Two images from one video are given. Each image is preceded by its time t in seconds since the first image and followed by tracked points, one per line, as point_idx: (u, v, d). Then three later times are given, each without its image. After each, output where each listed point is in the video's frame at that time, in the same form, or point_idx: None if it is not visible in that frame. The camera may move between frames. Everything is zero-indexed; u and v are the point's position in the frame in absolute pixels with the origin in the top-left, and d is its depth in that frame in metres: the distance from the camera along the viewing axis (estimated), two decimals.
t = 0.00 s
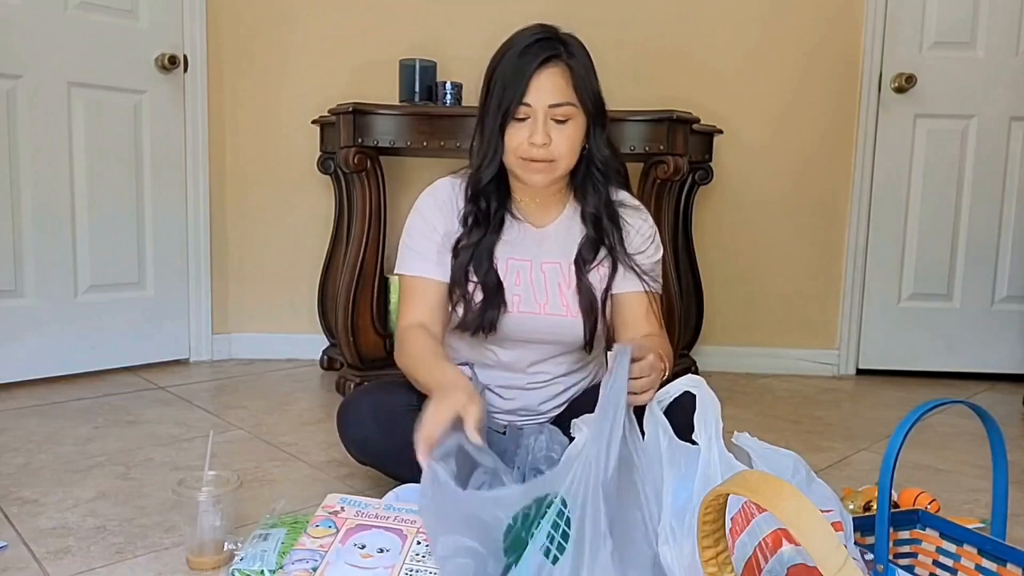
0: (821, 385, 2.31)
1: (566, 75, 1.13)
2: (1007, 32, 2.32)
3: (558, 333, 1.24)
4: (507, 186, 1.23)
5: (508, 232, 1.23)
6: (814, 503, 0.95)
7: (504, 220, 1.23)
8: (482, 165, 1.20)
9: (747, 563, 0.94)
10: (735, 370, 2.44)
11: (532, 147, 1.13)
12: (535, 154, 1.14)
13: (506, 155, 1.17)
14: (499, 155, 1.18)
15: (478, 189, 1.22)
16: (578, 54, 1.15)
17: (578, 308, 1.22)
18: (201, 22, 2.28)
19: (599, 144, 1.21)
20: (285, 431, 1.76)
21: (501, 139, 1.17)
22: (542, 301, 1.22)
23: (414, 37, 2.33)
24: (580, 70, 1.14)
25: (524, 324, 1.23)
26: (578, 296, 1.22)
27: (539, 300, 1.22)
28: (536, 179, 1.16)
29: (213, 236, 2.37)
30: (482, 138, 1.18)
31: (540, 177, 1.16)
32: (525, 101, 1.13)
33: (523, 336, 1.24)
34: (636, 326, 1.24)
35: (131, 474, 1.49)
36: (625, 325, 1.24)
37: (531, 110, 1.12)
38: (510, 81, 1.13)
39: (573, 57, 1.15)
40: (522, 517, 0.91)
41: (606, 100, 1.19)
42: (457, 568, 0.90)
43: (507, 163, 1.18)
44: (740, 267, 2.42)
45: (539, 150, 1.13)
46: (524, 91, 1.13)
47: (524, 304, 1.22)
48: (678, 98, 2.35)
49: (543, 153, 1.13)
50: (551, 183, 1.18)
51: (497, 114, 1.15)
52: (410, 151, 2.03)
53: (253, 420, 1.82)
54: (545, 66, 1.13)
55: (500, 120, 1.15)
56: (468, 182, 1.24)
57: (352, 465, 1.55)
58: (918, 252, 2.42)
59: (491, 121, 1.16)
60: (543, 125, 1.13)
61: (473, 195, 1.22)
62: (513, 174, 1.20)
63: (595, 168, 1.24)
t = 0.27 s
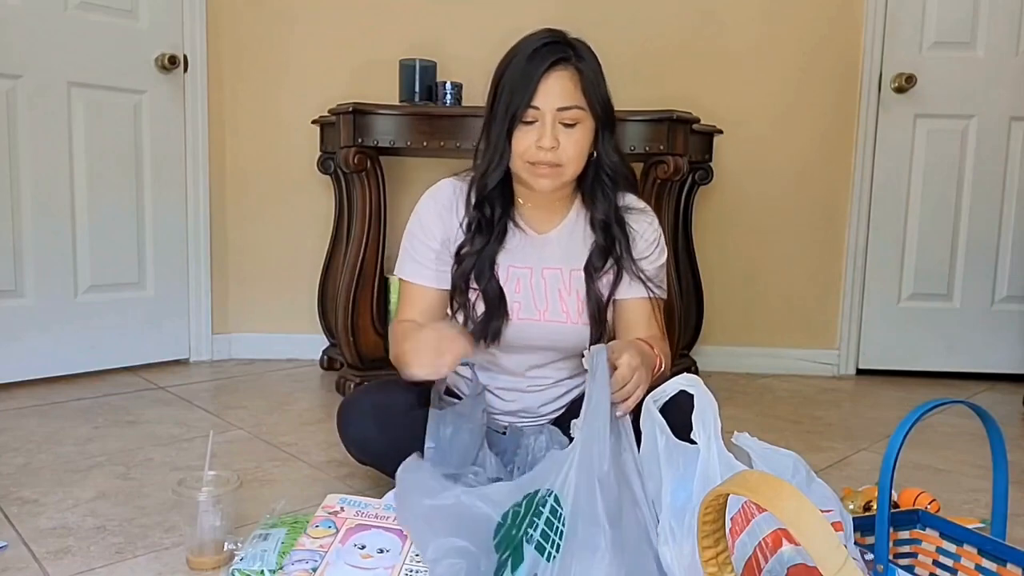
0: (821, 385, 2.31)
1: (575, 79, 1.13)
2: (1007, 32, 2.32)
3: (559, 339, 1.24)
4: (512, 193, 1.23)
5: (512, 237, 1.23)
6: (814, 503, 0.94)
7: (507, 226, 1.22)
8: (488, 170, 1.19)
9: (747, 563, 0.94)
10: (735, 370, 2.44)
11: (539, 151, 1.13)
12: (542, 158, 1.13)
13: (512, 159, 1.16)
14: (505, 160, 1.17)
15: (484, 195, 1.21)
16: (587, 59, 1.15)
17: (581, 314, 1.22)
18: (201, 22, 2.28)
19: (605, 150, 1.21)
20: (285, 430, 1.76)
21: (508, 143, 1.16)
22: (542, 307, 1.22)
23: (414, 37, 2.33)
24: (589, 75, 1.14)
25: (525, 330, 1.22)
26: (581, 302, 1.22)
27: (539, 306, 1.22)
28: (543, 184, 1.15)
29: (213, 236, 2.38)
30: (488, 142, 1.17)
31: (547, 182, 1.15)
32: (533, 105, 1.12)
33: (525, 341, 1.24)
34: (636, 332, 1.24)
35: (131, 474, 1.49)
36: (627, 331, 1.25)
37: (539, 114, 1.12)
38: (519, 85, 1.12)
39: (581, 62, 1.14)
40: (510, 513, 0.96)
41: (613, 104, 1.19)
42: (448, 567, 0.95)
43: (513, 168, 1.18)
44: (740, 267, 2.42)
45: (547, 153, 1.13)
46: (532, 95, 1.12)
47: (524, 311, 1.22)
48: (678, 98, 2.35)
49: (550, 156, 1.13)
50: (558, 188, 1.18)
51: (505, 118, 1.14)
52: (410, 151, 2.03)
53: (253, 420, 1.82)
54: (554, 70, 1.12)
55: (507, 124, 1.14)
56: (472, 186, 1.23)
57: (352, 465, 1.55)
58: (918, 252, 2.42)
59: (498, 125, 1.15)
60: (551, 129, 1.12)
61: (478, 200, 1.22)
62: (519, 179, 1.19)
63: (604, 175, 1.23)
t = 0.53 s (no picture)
0: (821, 385, 2.31)
1: (582, 83, 1.11)
2: (1007, 32, 2.32)
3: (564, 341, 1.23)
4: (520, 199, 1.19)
5: (523, 243, 1.20)
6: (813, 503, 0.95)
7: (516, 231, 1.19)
8: (493, 174, 1.17)
9: (747, 563, 0.94)
10: (736, 370, 2.44)
11: (544, 155, 1.11)
12: (547, 162, 1.11)
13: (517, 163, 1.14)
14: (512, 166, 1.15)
15: (490, 199, 1.18)
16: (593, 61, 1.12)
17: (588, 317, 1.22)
18: (201, 22, 2.28)
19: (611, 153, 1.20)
20: (285, 430, 1.76)
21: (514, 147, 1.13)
22: (550, 312, 1.21)
23: (414, 37, 2.33)
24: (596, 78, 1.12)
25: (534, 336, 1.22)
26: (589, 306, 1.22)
27: (547, 311, 1.21)
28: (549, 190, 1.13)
29: (213, 236, 2.38)
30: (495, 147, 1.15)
31: (553, 188, 1.13)
32: (540, 109, 1.10)
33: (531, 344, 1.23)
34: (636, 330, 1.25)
35: (131, 474, 1.49)
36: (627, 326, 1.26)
37: (545, 117, 1.10)
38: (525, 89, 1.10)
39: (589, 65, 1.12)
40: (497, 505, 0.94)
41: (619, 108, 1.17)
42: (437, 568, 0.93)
43: (519, 173, 1.15)
44: (739, 267, 2.42)
45: (553, 158, 1.11)
46: (539, 98, 1.10)
47: (532, 318, 1.20)
48: (678, 98, 2.35)
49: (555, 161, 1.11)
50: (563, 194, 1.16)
51: (512, 123, 1.12)
52: (410, 151, 2.04)
53: (253, 420, 1.82)
54: (561, 73, 1.10)
55: (514, 128, 1.12)
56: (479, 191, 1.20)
57: (352, 465, 1.55)
58: (918, 253, 2.42)
59: (504, 129, 1.13)
60: (556, 133, 1.10)
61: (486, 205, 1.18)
62: (525, 185, 1.17)
63: (609, 178, 1.23)
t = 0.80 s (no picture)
0: (822, 385, 2.31)
1: (512, 87, 1.15)
2: (1007, 32, 2.32)
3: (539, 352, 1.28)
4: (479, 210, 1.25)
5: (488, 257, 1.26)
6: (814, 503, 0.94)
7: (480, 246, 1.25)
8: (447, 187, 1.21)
9: (747, 563, 0.94)
10: (736, 370, 2.43)
11: (490, 162, 1.15)
12: (494, 169, 1.16)
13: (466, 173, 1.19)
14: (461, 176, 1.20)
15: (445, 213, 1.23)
16: (521, 63, 1.17)
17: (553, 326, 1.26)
18: (201, 22, 2.28)
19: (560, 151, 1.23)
20: (285, 431, 1.76)
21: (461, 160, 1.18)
22: (523, 324, 1.26)
23: (414, 38, 2.33)
24: (525, 80, 1.16)
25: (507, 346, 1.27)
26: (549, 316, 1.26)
27: (521, 324, 1.26)
28: (503, 196, 1.18)
29: (213, 236, 2.37)
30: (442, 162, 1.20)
31: (506, 194, 1.18)
32: (473, 118, 1.15)
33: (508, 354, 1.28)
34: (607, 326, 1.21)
35: (131, 474, 1.49)
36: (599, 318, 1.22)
37: (482, 126, 1.15)
38: (456, 100, 1.15)
39: (516, 67, 1.17)
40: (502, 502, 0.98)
41: (559, 105, 1.21)
42: (431, 570, 0.96)
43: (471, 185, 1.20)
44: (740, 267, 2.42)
45: (499, 164, 1.16)
46: (471, 107, 1.15)
47: (507, 331, 1.26)
48: (678, 98, 2.35)
49: (502, 165, 1.16)
50: (518, 199, 1.20)
51: (450, 136, 1.17)
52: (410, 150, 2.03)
53: (254, 420, 1.82)
54: (489, 80, 1.15)
55: (456, 141, 1.17)
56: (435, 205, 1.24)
57: (352, 466, 1.55)
58: (918, 253, 2.42)
59: (448, 141, 1.18)
60: (496, 139, 1.15)
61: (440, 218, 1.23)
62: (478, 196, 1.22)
63: (556, 182, 1.24)
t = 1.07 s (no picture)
0: (822, 385, 2.31)
1: (512, 86, 1.16)
2: (1007, 32, 2.32)
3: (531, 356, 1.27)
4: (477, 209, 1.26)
5: (482, 255, 1.26)
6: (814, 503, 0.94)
7: (475, 246, 1.25)
8: (447, 184, 1.21)
9: (747, 563, 0.94)
10: (736, 369, 2.44)
11: (490, 162, 1.16)
12: (494, 168, 1.16)
13: (466, 172, 1.19)
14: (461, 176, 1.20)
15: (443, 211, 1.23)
16: (523, 63, 1.17)
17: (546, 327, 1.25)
18: (201, 22, 2.28)
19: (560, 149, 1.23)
20: (285, 431, 1.76)
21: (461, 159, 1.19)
22: (518, 325, 1.26)
23: (414, 38, 2.33)
24: (526, 80, 1.16)
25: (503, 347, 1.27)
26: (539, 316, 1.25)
27: (516, 325, 1.26)
28: (503, 196, 1.19)
29: (213, 236, 2.38)
30: (441, 162, 1.21)
31: (507, 193, 1.19)
32: (474, 117, 1.16)
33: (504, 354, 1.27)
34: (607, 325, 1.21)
35: (131, 474, 1.49)
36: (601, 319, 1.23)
37: (482, 126, 1.15)
38: (457, 100, 1.16)
39: (517, 66, 1.17)
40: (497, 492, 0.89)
41: (559, 104, 1.21)
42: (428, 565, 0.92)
43: (471, 183, 1.20)
44: (740, 266, 2.42)
45: (499, 164, 1.16)
46: (471, 107, 1.15)
47: (501, 332, 1.26)
48: (678, 98, 2.35)
49: (502, 165, 1.16)
50: (518, 198, 1.21)
51: (450, 136, 1.18)
52: (410, 150, 2.03)
53: (254, 420, 1.82)
54: (489, 79, 1.15)
55: (456, 142, 1.18)
56: (432, 202, 1.25)
57: (351, 465, 1.55)
58: (918, 253, 2.42)
59: (449, 140, 1.18)
60: (497, 138, 1.16)
61: (437, 217, 1.24)
62: (478, 195, 1.22)
63: (555, 182, 1.25)
